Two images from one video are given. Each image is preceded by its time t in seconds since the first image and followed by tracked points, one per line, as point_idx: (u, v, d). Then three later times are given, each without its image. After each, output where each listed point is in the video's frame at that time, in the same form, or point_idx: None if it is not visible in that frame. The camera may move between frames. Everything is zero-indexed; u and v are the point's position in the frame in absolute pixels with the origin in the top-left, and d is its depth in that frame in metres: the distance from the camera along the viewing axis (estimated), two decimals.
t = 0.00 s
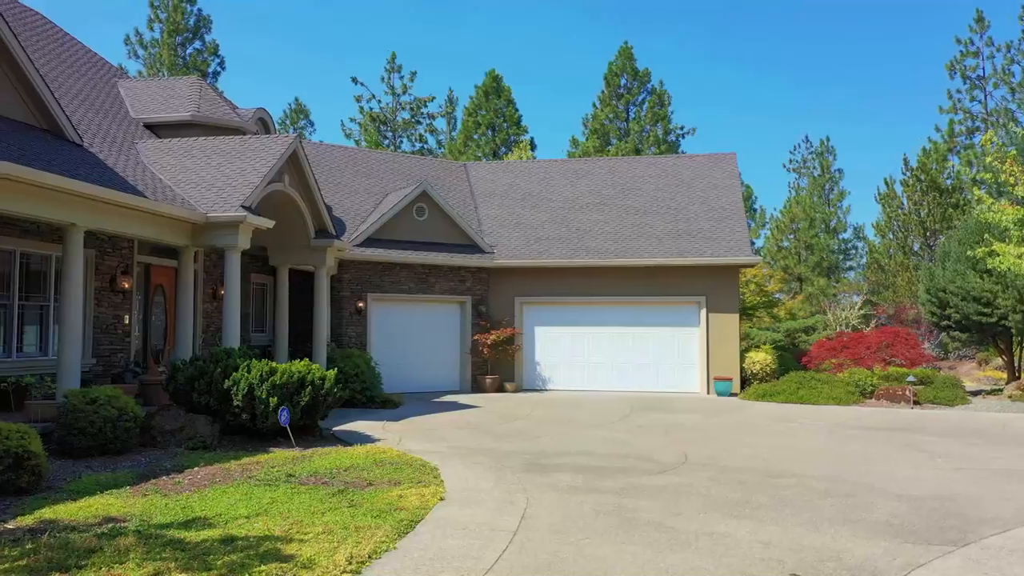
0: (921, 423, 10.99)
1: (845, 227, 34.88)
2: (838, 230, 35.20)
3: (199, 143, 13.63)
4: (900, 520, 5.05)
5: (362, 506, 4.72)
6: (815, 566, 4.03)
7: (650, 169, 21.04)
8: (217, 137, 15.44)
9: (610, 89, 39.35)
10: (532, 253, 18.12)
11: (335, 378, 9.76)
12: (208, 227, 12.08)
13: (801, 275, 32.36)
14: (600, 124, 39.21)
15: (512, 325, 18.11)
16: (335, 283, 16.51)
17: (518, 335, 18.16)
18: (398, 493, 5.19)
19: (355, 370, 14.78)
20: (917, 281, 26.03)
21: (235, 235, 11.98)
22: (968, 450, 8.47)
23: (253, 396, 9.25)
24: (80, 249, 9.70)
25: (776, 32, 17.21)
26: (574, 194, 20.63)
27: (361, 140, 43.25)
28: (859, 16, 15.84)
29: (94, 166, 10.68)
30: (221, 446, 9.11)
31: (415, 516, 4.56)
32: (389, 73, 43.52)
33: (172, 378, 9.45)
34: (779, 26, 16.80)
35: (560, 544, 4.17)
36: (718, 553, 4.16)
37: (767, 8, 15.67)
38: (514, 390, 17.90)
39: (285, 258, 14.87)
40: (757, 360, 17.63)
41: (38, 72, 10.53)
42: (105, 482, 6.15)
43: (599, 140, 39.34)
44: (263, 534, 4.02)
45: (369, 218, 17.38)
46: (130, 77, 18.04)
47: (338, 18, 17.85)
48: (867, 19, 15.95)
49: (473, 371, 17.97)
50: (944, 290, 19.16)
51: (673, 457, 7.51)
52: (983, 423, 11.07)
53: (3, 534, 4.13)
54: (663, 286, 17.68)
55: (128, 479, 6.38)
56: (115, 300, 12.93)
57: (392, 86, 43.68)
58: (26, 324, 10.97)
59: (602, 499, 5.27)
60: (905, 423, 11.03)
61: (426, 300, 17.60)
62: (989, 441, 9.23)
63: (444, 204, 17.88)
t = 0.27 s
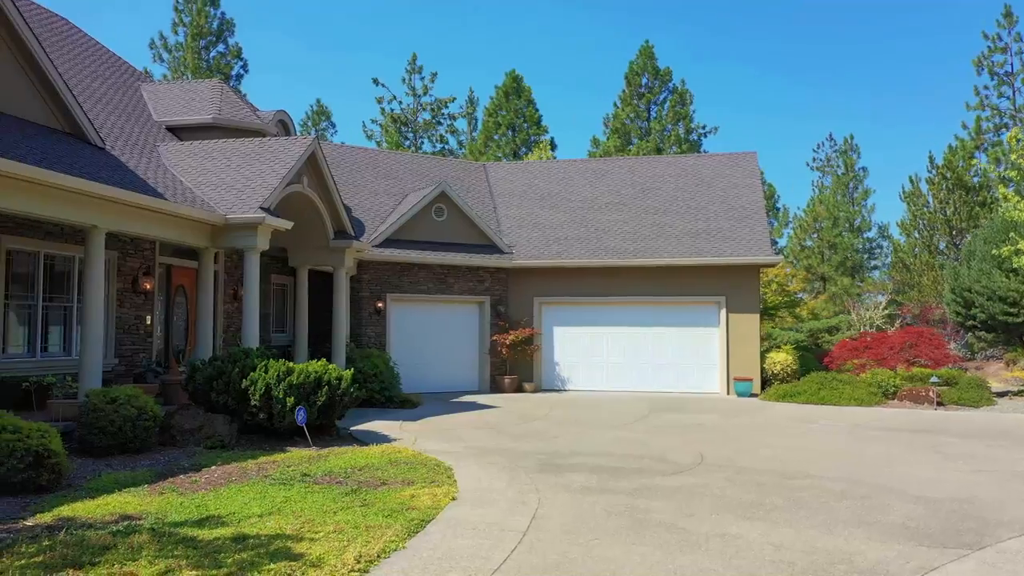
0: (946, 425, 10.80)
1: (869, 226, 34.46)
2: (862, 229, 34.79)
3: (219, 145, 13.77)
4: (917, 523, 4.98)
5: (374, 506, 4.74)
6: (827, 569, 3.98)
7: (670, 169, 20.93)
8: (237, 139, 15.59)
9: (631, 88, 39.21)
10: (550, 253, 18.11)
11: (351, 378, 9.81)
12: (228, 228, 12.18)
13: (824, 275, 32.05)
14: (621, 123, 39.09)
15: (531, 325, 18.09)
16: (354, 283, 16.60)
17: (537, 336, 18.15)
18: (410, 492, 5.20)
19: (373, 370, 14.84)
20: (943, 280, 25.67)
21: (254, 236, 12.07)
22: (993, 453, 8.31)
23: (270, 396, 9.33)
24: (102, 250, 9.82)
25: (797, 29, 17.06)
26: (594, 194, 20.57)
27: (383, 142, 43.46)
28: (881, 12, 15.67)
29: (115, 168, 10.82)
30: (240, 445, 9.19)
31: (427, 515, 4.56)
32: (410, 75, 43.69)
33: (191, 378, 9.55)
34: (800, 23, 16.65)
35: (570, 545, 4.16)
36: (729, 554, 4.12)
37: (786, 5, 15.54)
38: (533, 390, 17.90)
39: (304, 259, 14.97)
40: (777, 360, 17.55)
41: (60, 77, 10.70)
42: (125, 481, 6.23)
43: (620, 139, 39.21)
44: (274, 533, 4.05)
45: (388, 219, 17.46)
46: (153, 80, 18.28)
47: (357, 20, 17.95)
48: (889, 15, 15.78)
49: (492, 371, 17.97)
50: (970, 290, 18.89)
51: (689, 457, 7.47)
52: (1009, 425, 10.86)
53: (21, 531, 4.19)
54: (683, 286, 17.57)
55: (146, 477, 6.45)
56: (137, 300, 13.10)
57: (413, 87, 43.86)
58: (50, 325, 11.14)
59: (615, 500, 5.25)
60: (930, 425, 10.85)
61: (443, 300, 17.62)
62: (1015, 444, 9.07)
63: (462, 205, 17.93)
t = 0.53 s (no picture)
0: (976, 427, 10.59)
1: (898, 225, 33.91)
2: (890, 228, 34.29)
3: (243, 148, 13.92)
4: (935, 526, 4.90)
5: (389, 505, 4.76)
6: (840, 573, 3.92)
7: (693, 169, 20.80)
8: (261, 141, 15.75)
9: (655, 87, 39.03)
10: (572, 253, 18.08)
11: (371, 378, 9.86)
12: (250, 229, 12.28)
13: (852, 275, 31.64)
14: (646, 123, 38.92)
15: (553, 325, 18.07)
16: (377, 284, 16.70)
17: (560, 337, 18.09)
18: (425, 492, 5.22)
19: (395, 370, 14.92)
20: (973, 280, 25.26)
21: (277, 237, 12.17)
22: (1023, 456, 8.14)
23: (291, 396, 9.40)
24: (127, 252, 9.96)
25: (822, 25, 16.86)
26: (616, 194, 20.51)
27: (407, 143, 43.69)
28: (907, 7, 15.44)
29: (140, 171, 10.98)
30: (262, 445, 9.28)
31: (440, 515, 4.57)
32: (434, 76, 43.87)
33: (213, 377, 9.66)
34: (826, 19, 16.46)
35: (581, 545, 4.15)
36: (740, 556, 4.08)
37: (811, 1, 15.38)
38: (555, 391, 17.88)
39: (326, 260, 15.09)
40: (801, 361, 17.41)
41: (87, 82, 10.89)
42: (150, 479, 6.32)
43: (644, 139, 39.03)
44: (289, 531, 4.09)
45: (410, 220, 17.53)
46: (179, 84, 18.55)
47: (379, 19, 18.05)
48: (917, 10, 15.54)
49: (514, 371, 17.98)
50: (1000, 290, 19.88)
51: (708, 458, 7.42)
52: None
53: (44, 528, 4.27)
54: (707, 287, 17.44)
55: (169, 476, 6.54)
56: (163, 301, 13.30)
57: (437, 89, 44.04)
58: (78, 326, 11.35)
59: (629, 501, 5.22)
60: (959, 427, 10.66)
61: (463, 300, 17.62)
62: None
63: (484, 205, 17.97)
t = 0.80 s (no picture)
0: (1005, 429, 10.39)
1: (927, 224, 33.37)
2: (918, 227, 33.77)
3: (265, 150, 14.06)
4: (956, 529, 4.82)
5: (404, 504, 4.78)
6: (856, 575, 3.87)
7: (717, 168, 20.66)
8: (283, 143, 15.89)
9: (678, 86, 38.81)
10: (592, 253, 18.04)
11: (391, 378, 9.90)
12: (272, 230, 12.38)
13: (878, 274, 31.23)
14: (669, 122, 38.68)
15: (574, 325, 18.03)
16: (398, 284, 16.78)
17: (582, 336, 18.05)
18: (442, 491, 5.23)
19: (416, 370, 15.00)
20: (1003, 280, 24.79)
21: (298, 238, 12.27)
22: None
23: (311, 396, 9.49)
24: (151, 253, 10.09)
25: (846, 22, 16.65)
26: (638, 194, 20.42)
27: (430, 144, 43.86)
28: (934, 2, 15.20)
29: (163, 173, 11.13)
30: (283, 444, 9.36)
31: (454, 514, 4.58)
32: (456, 77, 43.99)
33: (235, 377, 9.76)
34: (851, 15, 16.26)
35: (594, 545, 4.14)
36: (755, 557, 4.05)
37: None
38: (576, 391, 17.85)
39: (348, 260, 15.19)
40: (825, 361, 17.22)
41: (112, 85, 11.07)
42: (173, 477, 6.40)
43: (668, 138, 38.80)
44: (305, 529, 4.12)
45: (431, 221, 17.60)
46: (204, 87, 18.78)
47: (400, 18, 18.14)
48: (944, 6, 15.31)
49: (536, 371, 17.98)
50: None
51: (727, 459, 7.36)
52: None
53: (67, 524, 4.34)
54: (730, 286, 17.30)
55: (190, 474, 6.62)
56: (187, 302, 13.46)
57: (459, 90, 44.15)
58: (104, 326, 11.52)
59: (645, 501, 5.20)
60: (987, 429, 10.46)
61: (483, 300, 17.65)
62: None
63: (505, 206, 18.00)
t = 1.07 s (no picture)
0: None
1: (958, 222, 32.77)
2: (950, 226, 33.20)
3: (288, 153, 14.21)
4: (979, 532, 4.74)
5: (422, 504, 4.81)
6: None
7: (742, 168, 20.50)
8: (307, 145, 16.04)
9: (704, 85, 38.56)
10: (615, 253, 17.97)
11: (412, 378, 9.94)
12: (295, 232, 12.50)
13: (908, 273, 30.76)
14: (694, 121, 38.40)
15: (597, 326, 17.98)
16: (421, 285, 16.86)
17: (605, 337, 17.99)
18: (459, 491, 5.25)
19: (439, 371, 15.07)
20: None
21: (320, 239, 12.38)
22: None
23: (333, 396, 9.57)
24: (177, 254, 10.22)
25: (874, 19, 16.47)
26: (662, 193, 20.33)
27: (454, 145, 44.01)
28: None
29: (189, 176, 11.29)
30: (306, 443, 9.45)
31: (471, 514, 4.60)
32: (480, 78, 44.10)
33: (258, 377, 9.84)
34: (879, 13, 16.08)
35: (610, 546, 4.13)
36: (771, 559, 4.02)
37: None
38: (599, 392, 17.80)
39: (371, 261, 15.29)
40: (851, 362, 17.00)
41: (139, 90, 11.26)
42: (196, 475, 6.49)
43: (693, 137, 38.52)
44: (323, 527, 4.16)
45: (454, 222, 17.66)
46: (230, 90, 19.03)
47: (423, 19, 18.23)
48: (974, 2, 15.08)
49: (559, 372, 17.96)
50: None
51: (748, 460, 7.30)
52: None
53: (93, 521, 4.43)
54: (755, 286, 17.14)
55: (213, 472, 6.70)
56: (212, 303, 13.64)
57: (484, 90, 44.25)
58: (132, 327, 11.72)
59: (662, 502, 5.17)
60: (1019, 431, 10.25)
61: (505, 301, 17.65)
62: None
63: (528, 207, 18.03)
